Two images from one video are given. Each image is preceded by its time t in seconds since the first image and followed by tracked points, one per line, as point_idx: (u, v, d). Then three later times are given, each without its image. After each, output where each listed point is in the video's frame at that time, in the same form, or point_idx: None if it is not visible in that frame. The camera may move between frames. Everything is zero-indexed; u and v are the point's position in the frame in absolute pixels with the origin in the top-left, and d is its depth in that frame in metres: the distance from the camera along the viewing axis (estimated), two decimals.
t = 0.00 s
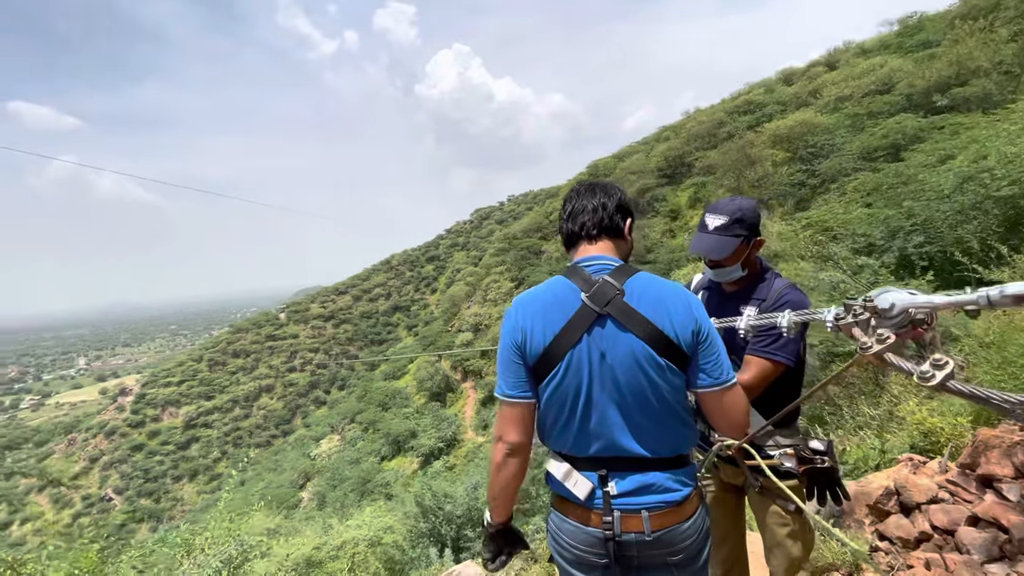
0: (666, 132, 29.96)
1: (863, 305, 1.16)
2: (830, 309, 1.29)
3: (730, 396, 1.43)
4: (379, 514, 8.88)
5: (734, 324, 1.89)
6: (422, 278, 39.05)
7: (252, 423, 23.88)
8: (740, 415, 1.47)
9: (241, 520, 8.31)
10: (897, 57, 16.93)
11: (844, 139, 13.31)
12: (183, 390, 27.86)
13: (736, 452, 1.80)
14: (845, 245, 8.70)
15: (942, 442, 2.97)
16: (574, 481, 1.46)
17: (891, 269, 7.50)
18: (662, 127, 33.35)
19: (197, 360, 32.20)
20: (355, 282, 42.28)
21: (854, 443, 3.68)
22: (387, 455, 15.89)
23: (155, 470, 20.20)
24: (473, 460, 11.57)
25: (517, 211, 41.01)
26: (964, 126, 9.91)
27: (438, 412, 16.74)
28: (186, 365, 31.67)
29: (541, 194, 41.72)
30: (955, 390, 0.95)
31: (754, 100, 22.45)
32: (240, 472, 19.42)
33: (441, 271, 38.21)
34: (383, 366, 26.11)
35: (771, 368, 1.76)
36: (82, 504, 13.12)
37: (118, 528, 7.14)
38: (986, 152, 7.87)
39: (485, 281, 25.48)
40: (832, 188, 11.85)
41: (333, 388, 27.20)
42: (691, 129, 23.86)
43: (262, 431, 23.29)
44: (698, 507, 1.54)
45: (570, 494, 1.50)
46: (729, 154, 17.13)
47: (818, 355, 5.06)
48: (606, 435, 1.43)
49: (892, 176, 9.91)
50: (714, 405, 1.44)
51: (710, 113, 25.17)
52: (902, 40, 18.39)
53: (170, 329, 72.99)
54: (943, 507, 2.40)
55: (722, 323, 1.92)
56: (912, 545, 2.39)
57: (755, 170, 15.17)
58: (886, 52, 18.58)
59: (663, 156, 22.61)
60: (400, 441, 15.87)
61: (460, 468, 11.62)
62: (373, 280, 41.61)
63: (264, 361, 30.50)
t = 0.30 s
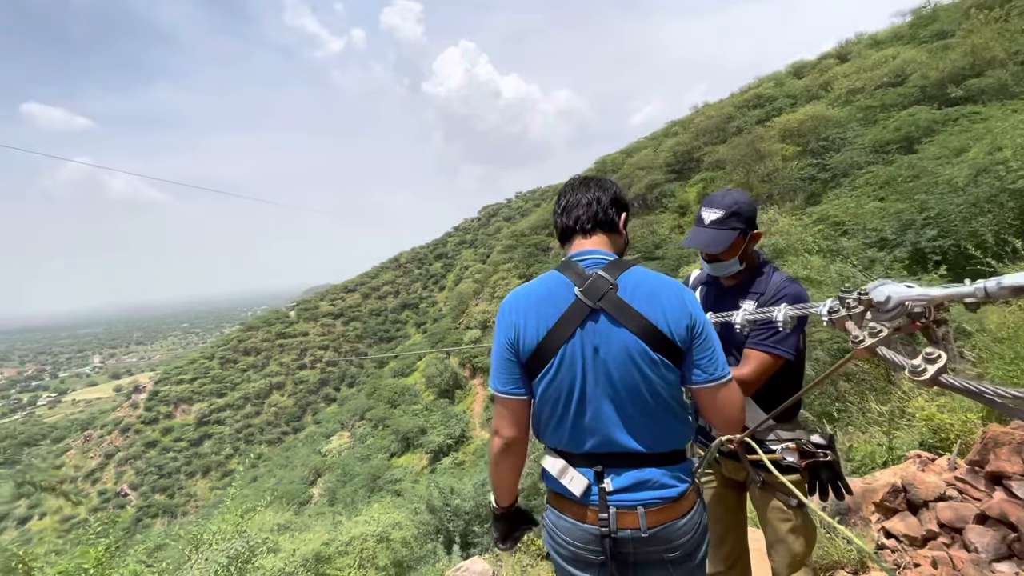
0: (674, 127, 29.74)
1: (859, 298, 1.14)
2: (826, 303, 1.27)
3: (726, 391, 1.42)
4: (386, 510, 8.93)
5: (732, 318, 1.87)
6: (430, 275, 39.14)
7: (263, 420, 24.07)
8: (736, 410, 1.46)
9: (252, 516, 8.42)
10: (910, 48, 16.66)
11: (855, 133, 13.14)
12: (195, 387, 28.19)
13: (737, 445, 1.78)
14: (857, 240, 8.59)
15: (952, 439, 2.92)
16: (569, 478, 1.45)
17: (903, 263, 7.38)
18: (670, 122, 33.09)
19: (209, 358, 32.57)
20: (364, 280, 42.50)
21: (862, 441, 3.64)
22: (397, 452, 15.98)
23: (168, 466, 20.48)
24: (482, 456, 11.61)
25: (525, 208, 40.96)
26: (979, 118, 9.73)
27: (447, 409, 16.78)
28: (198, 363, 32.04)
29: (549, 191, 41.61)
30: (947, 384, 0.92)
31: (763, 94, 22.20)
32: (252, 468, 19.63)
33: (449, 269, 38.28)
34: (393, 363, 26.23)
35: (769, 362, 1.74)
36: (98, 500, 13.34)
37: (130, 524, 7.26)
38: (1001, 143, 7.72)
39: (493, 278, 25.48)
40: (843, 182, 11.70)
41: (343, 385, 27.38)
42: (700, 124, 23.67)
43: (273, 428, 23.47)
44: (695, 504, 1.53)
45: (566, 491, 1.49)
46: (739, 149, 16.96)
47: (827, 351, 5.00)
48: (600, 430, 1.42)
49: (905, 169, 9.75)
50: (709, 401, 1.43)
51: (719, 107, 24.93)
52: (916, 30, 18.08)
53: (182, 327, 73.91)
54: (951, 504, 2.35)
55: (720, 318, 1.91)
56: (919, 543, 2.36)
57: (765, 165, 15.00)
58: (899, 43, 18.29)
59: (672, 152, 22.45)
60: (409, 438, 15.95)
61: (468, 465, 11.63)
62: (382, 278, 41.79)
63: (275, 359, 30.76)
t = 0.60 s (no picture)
0: (678, 123, 29.60)
1: (855, 296, 1.12)
2: (822, 301, 1.27)
3: (719, 391, 1.41)
4: (389, 508, 8.94)
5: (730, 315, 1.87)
6: (433, 273, 39.19)
7: (267, 418, 24.15)
8: (732, 410, 1.44)
9: (256, 514, 8.44)
10: (916, 42, 16.51)
11: (860, 129, 13.05)
12: (200, 384, 28.34)
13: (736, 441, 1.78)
14: (861, 237, 8.54)
15: (955, 436, 2.90)
16: (563, 475, 1.45)
17: (908, 260, 7.33)
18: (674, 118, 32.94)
19: (214, 356, 32.71)
20: (367, 278, 42.58)
21: (865, 438, 3.62)
22: (401, 449, 16.03)
23: (174, 464, 20.62)
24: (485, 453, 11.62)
25: (528, 205, 40.90)
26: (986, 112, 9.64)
27: (450, 406, 16.80)
28: (203, 361, 32.18)
29: (552, 188, 41.53)
30: (942, 384, 0.92)
31: (767, 90, 22.07)
32: (257, 465, 19.72)
33: (453, 266, 38.31)
34: (396, 360, 26.29)
35: (766, 359, 1.74)
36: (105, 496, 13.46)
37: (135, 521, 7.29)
38: (1008, 138, 7.65)
39: (496, 276, 25.47)
40: (848, 178, 11.62)
41: (347, 382, 27.48)
42: (703, 120, 23.54)
43: (278, 425, 23.56)
44: (691, 503, 1.52)
45: (559, 488, 1.49)
46: (742, 145, 16.87)
47: (831, 349, 4.97)
48: (593, 429, 1.42)
49: (910, 164, 9.67)
50: (703, 401, 1.42)
51: (722, 103, 24.81)
52: (922, 25, 17.91)
53: (187, 325, 74.25)
54: (954, 502, 2.34)
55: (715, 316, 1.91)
56: (921, 541, 2.35)
57: (769, 161, 14.91)
58: (905, 38, 18.14)
59: (675, 148, 22.35)
60: (413, 435, 15.99)
61: (472, 462, 11.64)
62: (385, 276, 41.86)
63: (279, 357, 30.86)
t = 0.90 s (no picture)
0: (675, 121, 29.59)
1: (854, 289, 1.12)
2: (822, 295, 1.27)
3: (714, 386, 1.40)
4: (387, 505, 8.94)
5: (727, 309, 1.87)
6: (431, 271, 39.15)
7: (265, 416, 24.10)
8: (729, 406, 1.43)
9: (254, 511, 8.42)
10: (913, 41, 16.54)
11: (858, 127, 13.08)
12: (198, 383, 28.27)
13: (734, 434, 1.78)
14: (858, 234, 8.55)
15: (951, 433, 2.92)
16: (557, 469, 1.45)
17: (904, 257, 7.35)
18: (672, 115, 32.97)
19: (211, 354, 32.59)
20: (365, 276, 42.50)
21: (862, 434, 3.63)
22: (399, 447, 16.02)
23: (171, 462, 20.59)
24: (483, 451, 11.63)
25: (526, 203, 40.86)
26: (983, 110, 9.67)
27: (448, 404, 16.80)
28: (200, 359, 32.07)
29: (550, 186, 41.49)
30: (943, 375, 0.92)
31: (765, 88, 22.09)
32: (254, 463, 19.70)
33: (450, 264, 38.29)
34: (394, 358, 26.27)
35: (763, 353, 1.75)
36: (101, 494, 13.46)
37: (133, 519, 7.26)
38: (1005, 136, 7.67)
39: (494, 273, 25.47)
40: (845, 176, 11.65)
41: (345, 380, 27.46)
42: (701, 118, 23.55)
43: (276, 423, 23.51)
44: (686, 499, 1.52)
45: (554, 483, 1.49)
46: (740, 143, 16.87)
47: (827, 346, 4.99)
48: (586, 422, 1.41)
49: (907, 162, 9.68)
50: (699, 396, 1.41)
51: (720, 101, 24.82)
52: (919, 23, 17.93)
53: (183, 323, 74.01)
54: (950, 497, 2.35)
55: (711, 311, 1.92)
56: (918, 536, 2.37)
57: (766, 159, 14.92)
58: (902, 36, 18.17)
59: (673, 146, 22.35)
60: (411, 433, 15.99)
61: (469, 460, 11.64)
62: (383, 274, 41.80)
63: (277, 354, 30.79)
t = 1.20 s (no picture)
0: (669, 121, 29.67)
1: (855, 285, 1.14)
2: (823, 291, 1.28)
3: (713, 381, 1.39)
4: (380, 504, 8.90)
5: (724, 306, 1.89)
6: (424, 270, 39.06)
7: (256, 414, 23.92)
8: (728, 402, 1.42)
9: (246, 509, 8.35)
10: (904, 43, 16.71)
11: (849, 128, 13.19)
12: (188, 381, 28.02)
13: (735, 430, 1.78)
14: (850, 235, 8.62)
15: (942, 430, 2.96)
16: (556, 465, 1.44)
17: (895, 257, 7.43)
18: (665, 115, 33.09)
19: (202, 352, 32.30)
20: (358, 274, 42.29)
21: (853, 432, 3.66)
22: (391, 446, 15.95)
23: (161, 461, 20.41)
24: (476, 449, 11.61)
25: (520, 202, 40.84)
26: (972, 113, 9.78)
27: (442, 403, 16.76)
28: (191, 357, 31.77)
29: (544, 185, 41.49)
30: (947, 368, 0.94)
31: (758, 89, 22.21)
32: (246, 463, 19.56)
33: (444, 263, 38.22)
34: (387, 357, 26.17)
35: (762, 348, 1.77)
36: (90, 494, 13.34)
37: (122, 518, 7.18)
38: (994, 138, 7.75)
39: (487, 272, 25.45)
40: (837, 177, 11.75)
41: (337, 378, 27.34)
42: (695, 118, 23.65)
43: (267, 422, 23.37)
44: (684, 494, 1.51)
45: (553, 477, 1.48)
46: (733, 143, 16.97)
47: (819, 345, 5.04)
48: (585, 418, 1.41)
49: (898, 164, 9.77)
50: (697, 392, 1.41)
51: (714, 101, 24.94)
52: (910, 26, 18.10)
53: (174, 321, 73.35)
54: (942, 494, 2.39)
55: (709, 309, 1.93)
56: (910, 531, 2.39)
57: (759, 159, 15.02)
58: (893, 39, 18.35)
59: (667, 146, 22.43)
60: (404, 432, 15.93)
61: (462, 458, 11.64)
62: (376, 272, 41.63)
63: (268, 353, 30.56)
